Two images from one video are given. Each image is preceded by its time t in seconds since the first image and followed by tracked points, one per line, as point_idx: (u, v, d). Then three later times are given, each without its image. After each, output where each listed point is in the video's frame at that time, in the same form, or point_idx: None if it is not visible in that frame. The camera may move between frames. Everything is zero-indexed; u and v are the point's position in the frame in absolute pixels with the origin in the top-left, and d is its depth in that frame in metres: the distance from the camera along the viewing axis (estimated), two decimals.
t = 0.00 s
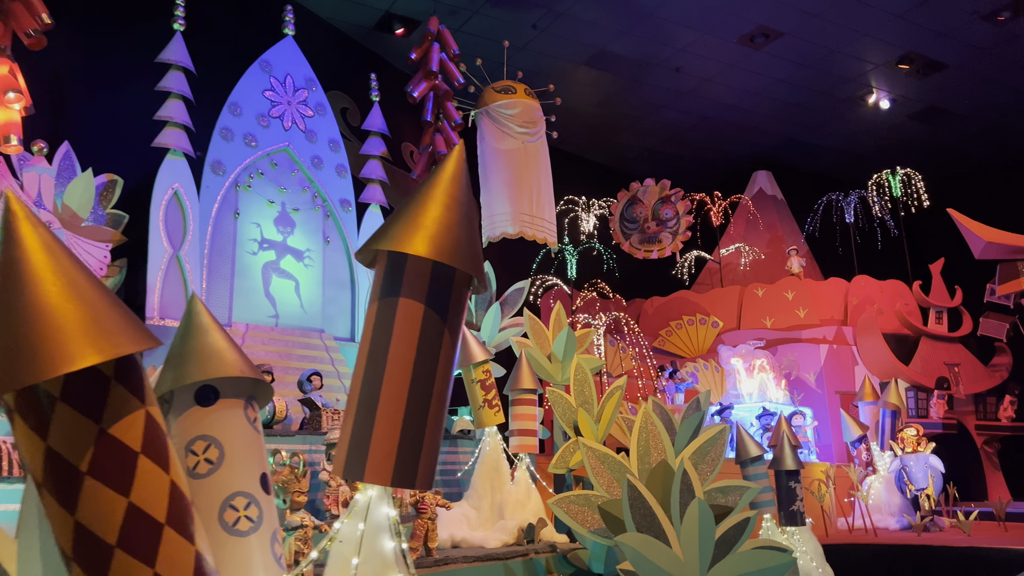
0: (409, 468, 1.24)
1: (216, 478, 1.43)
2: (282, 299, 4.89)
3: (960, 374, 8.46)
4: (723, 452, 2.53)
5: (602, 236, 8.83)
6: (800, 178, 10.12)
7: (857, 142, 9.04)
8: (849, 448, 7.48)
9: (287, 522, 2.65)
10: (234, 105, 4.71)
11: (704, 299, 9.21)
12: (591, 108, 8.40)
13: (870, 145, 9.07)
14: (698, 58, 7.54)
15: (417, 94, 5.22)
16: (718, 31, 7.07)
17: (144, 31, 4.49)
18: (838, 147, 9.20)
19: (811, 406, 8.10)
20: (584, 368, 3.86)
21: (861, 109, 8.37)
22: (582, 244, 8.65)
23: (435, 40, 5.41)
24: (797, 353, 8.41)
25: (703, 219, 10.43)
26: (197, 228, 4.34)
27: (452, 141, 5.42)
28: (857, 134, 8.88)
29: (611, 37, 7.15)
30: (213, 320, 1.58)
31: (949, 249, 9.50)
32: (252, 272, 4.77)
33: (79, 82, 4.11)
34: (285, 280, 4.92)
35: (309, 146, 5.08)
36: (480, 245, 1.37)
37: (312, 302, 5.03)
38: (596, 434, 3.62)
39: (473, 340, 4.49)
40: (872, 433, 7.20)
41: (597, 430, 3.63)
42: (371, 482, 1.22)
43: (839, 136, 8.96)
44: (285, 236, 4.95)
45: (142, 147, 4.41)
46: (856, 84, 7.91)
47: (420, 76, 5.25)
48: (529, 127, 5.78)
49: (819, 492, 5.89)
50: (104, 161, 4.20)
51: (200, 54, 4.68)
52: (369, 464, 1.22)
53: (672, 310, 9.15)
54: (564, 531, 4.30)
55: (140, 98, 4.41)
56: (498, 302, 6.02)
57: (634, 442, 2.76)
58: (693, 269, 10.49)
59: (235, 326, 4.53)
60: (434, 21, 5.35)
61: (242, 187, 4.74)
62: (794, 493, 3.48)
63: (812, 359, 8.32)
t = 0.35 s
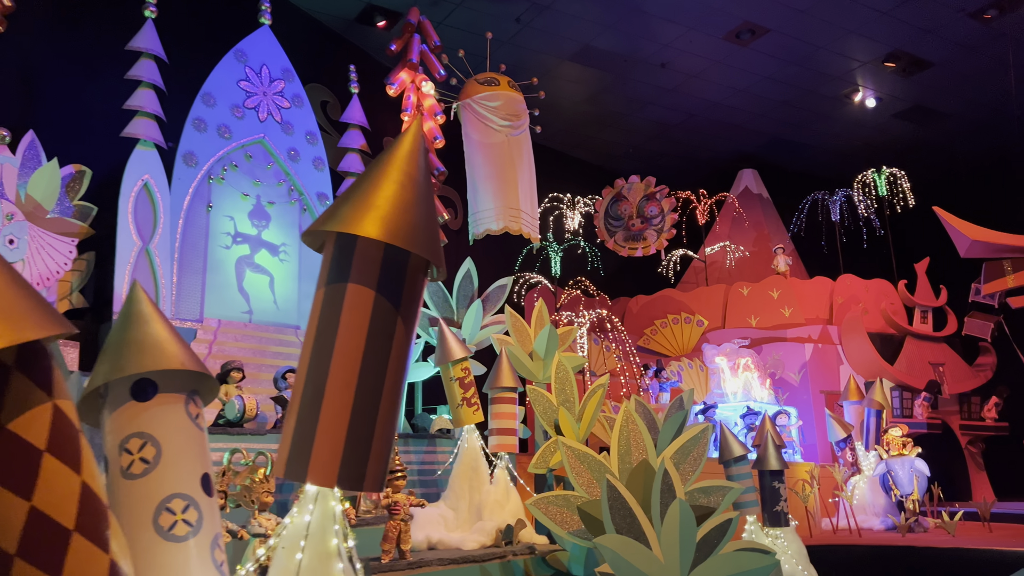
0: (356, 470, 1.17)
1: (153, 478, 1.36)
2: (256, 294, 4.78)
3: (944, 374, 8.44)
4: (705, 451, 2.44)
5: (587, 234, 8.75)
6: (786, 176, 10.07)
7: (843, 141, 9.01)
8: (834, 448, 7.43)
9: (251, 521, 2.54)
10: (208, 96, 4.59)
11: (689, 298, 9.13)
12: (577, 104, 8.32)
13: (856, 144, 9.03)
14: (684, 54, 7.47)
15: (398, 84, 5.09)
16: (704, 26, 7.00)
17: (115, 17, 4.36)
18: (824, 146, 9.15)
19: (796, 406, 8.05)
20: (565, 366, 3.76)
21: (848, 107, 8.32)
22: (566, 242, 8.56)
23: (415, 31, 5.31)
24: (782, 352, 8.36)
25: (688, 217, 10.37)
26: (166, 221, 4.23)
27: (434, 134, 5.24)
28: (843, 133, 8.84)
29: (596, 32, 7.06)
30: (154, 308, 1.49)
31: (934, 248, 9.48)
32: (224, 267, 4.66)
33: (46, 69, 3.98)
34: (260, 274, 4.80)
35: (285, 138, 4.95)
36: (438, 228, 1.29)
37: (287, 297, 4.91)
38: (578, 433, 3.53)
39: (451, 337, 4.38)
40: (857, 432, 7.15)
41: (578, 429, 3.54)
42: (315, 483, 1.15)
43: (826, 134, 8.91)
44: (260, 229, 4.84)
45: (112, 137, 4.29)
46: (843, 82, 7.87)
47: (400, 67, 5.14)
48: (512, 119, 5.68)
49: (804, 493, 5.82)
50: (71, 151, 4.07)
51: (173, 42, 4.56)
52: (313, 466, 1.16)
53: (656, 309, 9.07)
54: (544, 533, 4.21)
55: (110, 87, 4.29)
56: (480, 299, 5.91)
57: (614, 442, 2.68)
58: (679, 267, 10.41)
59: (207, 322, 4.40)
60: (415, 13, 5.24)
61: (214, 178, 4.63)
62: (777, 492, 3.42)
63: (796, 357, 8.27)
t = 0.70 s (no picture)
0: (290, 473, 1.17)
1: (74, 478, 1.32)
2: (226, 289, 4.64)
3: (926, 373, 8.41)
4: (686, 451, 2.35)
5: (569, 231, 8.66)
6: (769, 175, 10.04)
7: (826, 140, 8.97)
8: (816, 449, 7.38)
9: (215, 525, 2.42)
10: (176, 85, 4.49)
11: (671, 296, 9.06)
12: (559, 101, 8.24)
13: (839, 143, 8.99)
14: (667, 51, 7.39)
15: (374, 77, 4.87)
16: (687, 22, 6.93)
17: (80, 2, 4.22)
18: (807, 145, 9.11)
19: (778, 406, 8.00)
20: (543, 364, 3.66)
21: (831, 106, 8.28)
22: (548, 240, 8.47)
23: (392, 22, 5.09)
24: (764, 351, 8.31)
25: (671, 216, 10.32)
26: (131, 213, 4.11)
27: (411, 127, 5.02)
28: (827, 131, 8.80)
29: (578, 27, 6.97)
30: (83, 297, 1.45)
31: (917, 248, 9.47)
32: (193, 261, 4.51)
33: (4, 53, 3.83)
34: (229, 269, 4.67)
35: (257, 130, 4.85)
36: (384, 213, 1.30)
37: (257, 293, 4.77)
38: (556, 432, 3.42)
39: (426, 334, 4.25)
40: (839, 432, 7.09)
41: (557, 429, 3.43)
42: (243, 474, 1.16)
43: (809, 134, 8.88)
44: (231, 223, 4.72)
45: (75, 125, 4.14)
46: (826, 80, 7.82)
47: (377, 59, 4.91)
48: (494, 113, 5.58)
49: (785, 493, 5.78)
50: (32, 139, 3.92)
51: (141, 28, 4.42)
52: (241, 457, 1.16)
53: (639, 307, 9.00)
54: (519, 535, 4.11)
55: (74, 74, 4.14)
56: (459, 296, 5.80)
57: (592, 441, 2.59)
58: (661, 266, 10.34)
59: (174, 317, 4.26)
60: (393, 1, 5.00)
61: (183, 170, 4.51)
62: (757, 493, 3.30)
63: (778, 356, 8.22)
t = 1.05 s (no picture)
0: (203, 471, 1.11)
1: None
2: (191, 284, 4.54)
3: (904, 374, 8.40)
4: (661, 451, 2.27)
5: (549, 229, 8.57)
6: (750, 174, 10.01)
7: (807, 139, 8.94)
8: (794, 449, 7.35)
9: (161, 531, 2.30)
10: (140, 73, 4.39)
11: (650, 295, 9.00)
12: (539, 97, 8.15)
13: (820, 142, 8.97)
14: (647, 47, 7.32)
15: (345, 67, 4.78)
16: (668, 18, 6.86)
17: None
18: (787, 144, 9.08)
19: (756, 405, 7.96)
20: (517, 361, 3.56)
21: (812, 105, 8.25)
22: (527, 237, 8.36)
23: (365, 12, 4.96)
24: (743, 350, 8.26)
25: (651, 214, 10.27)
26: (90, 204, 4.00)
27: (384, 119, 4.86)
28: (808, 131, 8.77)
29: (558, 21, 6.88)
30: None
31: (896, 248, 9.48)
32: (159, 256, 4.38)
33: None
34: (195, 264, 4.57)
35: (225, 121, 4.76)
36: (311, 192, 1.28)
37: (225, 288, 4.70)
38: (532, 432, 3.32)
39: (397, 331, 4.14)
40: (817, 432, 7.05)
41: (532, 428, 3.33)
42: (153, 466, 1.10)
43: (789, 133, 8.85)
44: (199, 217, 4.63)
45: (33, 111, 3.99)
46: (806, 79, 7.78)
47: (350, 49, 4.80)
48: (471, 105, 5.41)
49: (762, 493, 5.74)
50: None
51: (104, 13, 4.28)
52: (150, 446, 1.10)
53: (618, 306, 8.92)
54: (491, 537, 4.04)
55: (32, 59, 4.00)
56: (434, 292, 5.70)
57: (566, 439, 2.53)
58: (641, 264, 10.28)
59: (136, 313, 4.16)
60: None
61: (147, 160, 4.37)
62: (736, 493, 3.24)
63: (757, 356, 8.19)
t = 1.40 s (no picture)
0: (91, 478, 0.90)
1: None
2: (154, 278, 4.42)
3: (881, 374, 8.39)
4: (632, 449, 2.18)
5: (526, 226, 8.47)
6: (728, 173, 9.97)
7: (786, 138, 8.91)
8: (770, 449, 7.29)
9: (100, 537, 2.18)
10: (100, 59, 4.26)
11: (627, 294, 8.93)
12: (517, 93, 8.05)
13: (799, 142, 8.94)
14: (625, 43, 7.24)
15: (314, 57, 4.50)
16: (646, 13, 6.78)
17: None
18: (766, 143, 9.05)
19: (733, 404, 7.91)
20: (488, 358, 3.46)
21: (790, 104, 8.21)
22: (504, 234, 8.26)
23: None
24: (720, 350, 8.20)
25: (630, 212, 10.20)
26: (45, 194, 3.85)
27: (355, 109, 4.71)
28: (787, 130, 8.74)
29: (535, 16, 6.79)
30: None
31: (873, 248, 9.48)
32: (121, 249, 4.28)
33: None
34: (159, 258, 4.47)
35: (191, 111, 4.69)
36: (229, 162, 1.07)
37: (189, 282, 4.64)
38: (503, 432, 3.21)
39: (364, 327, 4.03)
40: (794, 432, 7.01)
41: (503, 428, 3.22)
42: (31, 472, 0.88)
43: (767, 132, 8.81)
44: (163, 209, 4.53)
45: None
46: (785, 77, 7.73)
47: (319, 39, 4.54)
48: (443, 99, 5.32)
49: (737, 493, 5.69)
50: None
51: None
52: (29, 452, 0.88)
53: (596, 305, 8.84)
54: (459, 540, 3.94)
55: None
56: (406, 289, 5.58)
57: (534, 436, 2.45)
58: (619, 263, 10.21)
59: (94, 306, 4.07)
60: None
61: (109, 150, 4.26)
62: (710, 494, 3.13)
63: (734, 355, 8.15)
